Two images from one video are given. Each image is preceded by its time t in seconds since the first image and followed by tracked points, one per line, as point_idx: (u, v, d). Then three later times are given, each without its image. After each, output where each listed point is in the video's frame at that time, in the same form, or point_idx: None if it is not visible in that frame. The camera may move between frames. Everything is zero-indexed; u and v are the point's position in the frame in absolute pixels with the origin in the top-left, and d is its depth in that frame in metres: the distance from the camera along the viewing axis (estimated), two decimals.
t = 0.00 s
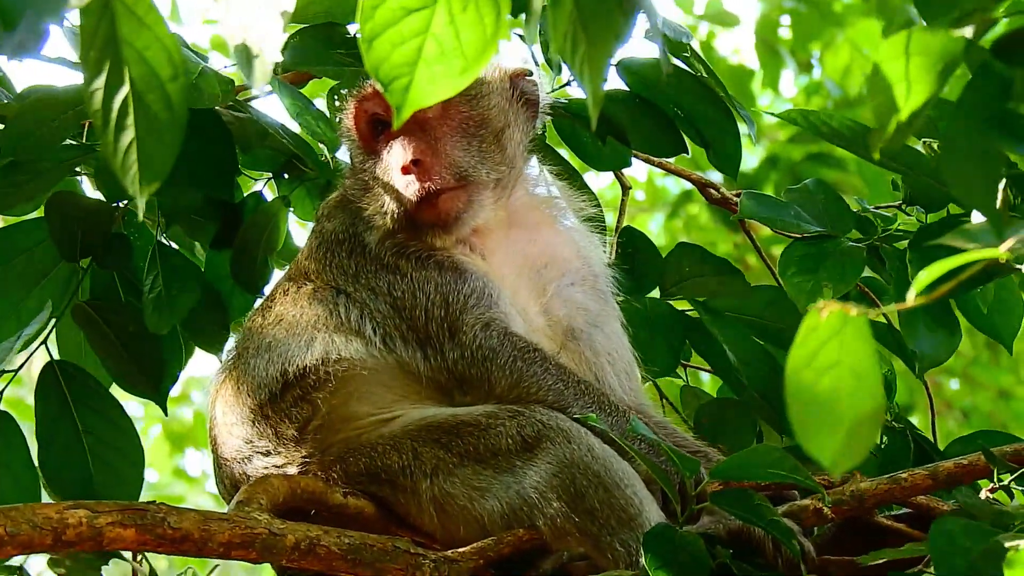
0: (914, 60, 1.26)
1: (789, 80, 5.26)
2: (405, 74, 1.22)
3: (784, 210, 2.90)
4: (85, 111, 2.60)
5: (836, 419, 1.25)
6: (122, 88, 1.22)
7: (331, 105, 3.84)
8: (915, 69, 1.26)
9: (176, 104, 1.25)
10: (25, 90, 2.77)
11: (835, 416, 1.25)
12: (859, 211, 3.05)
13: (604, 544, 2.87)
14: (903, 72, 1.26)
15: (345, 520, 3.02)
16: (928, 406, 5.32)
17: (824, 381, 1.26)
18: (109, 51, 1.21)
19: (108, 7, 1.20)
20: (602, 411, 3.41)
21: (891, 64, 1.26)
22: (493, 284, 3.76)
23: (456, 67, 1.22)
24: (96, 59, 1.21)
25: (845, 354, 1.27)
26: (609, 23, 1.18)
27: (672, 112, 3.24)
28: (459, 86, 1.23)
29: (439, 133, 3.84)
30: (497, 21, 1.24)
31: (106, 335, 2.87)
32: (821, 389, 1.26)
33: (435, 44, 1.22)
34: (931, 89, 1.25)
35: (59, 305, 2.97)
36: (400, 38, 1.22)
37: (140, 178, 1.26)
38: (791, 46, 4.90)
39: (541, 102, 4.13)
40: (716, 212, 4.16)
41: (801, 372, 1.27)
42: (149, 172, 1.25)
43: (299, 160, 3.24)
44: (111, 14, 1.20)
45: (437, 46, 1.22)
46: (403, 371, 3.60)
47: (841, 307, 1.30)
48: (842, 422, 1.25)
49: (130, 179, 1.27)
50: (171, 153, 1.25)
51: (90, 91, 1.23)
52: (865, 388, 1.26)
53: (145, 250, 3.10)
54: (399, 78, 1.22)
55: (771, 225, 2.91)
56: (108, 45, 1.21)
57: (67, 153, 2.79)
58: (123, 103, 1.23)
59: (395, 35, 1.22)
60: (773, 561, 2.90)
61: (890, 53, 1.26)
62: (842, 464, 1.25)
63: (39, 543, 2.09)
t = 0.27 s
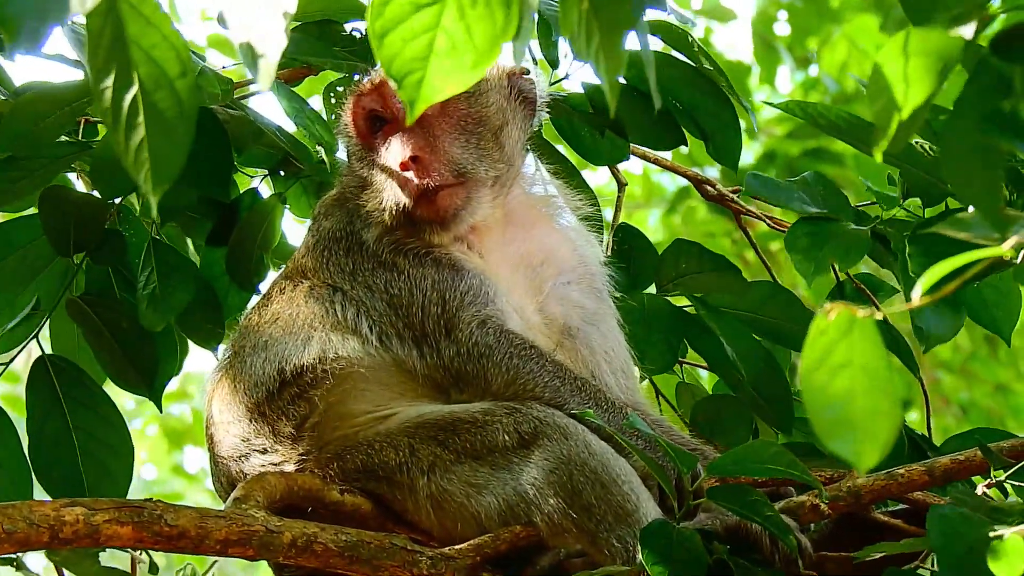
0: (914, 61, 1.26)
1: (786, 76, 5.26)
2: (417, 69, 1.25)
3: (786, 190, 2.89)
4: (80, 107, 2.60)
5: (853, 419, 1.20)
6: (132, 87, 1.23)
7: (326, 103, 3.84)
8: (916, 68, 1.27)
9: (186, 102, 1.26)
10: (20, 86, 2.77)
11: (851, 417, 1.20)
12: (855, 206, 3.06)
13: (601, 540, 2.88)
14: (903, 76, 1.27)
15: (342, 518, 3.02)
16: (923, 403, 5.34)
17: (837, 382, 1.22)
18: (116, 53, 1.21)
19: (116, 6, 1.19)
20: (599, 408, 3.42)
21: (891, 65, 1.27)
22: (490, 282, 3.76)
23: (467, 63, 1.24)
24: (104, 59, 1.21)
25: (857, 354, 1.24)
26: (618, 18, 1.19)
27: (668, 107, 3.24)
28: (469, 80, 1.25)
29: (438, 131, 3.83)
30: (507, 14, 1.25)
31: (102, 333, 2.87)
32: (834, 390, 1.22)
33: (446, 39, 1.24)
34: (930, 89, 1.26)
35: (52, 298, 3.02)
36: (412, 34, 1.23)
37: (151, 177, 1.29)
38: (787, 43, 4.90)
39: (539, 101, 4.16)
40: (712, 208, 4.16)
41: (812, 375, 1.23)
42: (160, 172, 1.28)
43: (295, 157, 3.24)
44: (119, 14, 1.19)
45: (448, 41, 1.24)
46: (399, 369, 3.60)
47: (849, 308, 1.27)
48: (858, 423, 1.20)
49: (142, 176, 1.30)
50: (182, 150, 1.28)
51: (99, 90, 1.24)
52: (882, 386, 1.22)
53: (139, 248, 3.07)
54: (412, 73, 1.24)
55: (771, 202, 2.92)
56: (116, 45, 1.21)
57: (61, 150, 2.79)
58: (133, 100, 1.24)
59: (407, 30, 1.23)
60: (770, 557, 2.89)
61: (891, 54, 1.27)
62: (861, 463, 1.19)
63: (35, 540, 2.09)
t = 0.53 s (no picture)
0: (913, 54, 1.24)
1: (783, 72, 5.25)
2: (413, 65, 1.23)
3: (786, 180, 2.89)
4: (77, 102, 2.59)
5: (849, 416, 1.19)
6: (134, 84, 1.26)
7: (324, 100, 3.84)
8: (915, 62, 1.24)
9: (189, 95, 1.28)
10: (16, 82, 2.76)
11: (845, 413, 1.18)
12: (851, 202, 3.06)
13: (596, 537, 2.88)
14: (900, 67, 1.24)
15: (337, 515, 3.02)
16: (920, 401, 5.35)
17: (832, 378, 1.22)
18: (119, 48, 1.25)
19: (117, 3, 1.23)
20: (595, 405, 3.42)
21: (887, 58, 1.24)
22: (486, 279, 3.76)
23: (465, 58, 1.23)
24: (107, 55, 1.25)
25: (854, 349, 1.24)
26: (614, 8, 1.18)
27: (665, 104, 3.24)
28: (465, 74, 1.24)
29: (436, 128, 3.87)
30: (504, 8, 1.25)
31: (98, 329, 2.87)
32: (831, 386, 1.21)
33: (443, 34, 1.23)
34: (928, 83, 1.23)
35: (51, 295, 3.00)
36: (409, 30, 1.23)
37: (155, 173, 1.29)
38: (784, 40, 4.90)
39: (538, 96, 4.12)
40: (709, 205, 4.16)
41: (808, 368, 1.22)
42: (165, 168, 1.29)
43: (291, 153, 3.24)
44: (120, 10, 1.24)
45: (444, 36, 1.23)
46: (395, 366, 3.61)
47: (846, 301, 1.27)
48: (853, 420, 1.18)
49: (146, 173, 1.30)
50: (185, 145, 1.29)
51: (104, 87, 1.27)
52: (878, 385, 1.21)
53: (137, 244, 3.11)
54: (407, 68, 1.23)
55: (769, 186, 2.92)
56: (120, 41, 1.25)
57: (58, 145, 2.79)
58: (136, 98, 1.27)
59: (403, 25, 1.23)
60: (765, 554, 2.89)
61: (888, 47, 1.25)
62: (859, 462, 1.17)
63: (30, 537, 2.08)
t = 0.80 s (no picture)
0: (908, 51, 1.26)
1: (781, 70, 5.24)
2: (401, 62, 1.25)
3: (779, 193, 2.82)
4: (75, 103, 2.59)
5: (832, 414, 1.22)
6: (132, 80, 1.23)
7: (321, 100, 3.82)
8: (909, 59, 1.26)
9: (185, 92, 1.23)
10: (14, 82, 2.76)
11: (828, 410, 1.22)
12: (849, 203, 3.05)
13: (593, 537, 2.88)
14: (896, 65, 1.26)
15: (334, 514, 3.02)
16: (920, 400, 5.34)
17: (818, 374, 1.23)
18: (117, 42, 1.24)
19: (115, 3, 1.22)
20: (593, 405, 3.41)
21: (883, 55, 1.26)
22: (485, 279, 3.76)
23: (452, 55, 1.25)
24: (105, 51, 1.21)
25: (841, 346, 1.24)
26: (602, 6, 1.18)
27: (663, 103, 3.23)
28: (453, 72, 1.26)
29: (438, 126, 3.88)
30: (494, 7, 1.26)
31: (96, 328, 2.87)
32: (816, 384, 1.22)
33: (432, 32, 1.25)
34: (924, 80, 1.25)
35: (47, 296, 2.96)
36: (398, 28, 1.24)
37: (153, 171, 1.25)
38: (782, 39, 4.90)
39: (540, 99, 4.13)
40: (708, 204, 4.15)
41: (794, 369, 1.23)
42: (164, 164, 1.24)
43: (289, 152, 3.23)
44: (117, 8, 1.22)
45: (433, 35, 1.25)
46: (393, 365, 3.61)
47: (836, 297, 1.26)
48: (835, 416, 1.22)
49: (144, 170, 1.25)
50: (180, 147, 1.24)
51: (102, 86, 1.24)
52: (861, 382, 1.22)
53: (135, 244, 3.11)
54: (396, 66, 1.25)
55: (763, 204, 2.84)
56: (118, 36, 1.24)
57: (56, 145, 2.78)
58: (134, 93, 1.24)
59: (393, 22, 1.24)
60: (762, 554, 2.89)
61: (883, 44, 1.26)
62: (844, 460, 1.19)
63: (28, 536, 2.09)
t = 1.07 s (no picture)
0: (903, 51, 1.25)
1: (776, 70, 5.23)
2: (413, 64, 1.26)
3: (772, 203, 2.86)
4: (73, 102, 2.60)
5: (824, 408, 1.24)
6: (129, 81, 1.22)
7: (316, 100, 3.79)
8: (904, 61, 1.25)
9: (183, 94, 1.24)
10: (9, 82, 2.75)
11: (822, 404, 1.24)
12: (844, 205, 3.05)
13: (590, 537, 2.88)
14: (890, 63, 1.25)
15: (331, 514, 3.01)
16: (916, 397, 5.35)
17: (812, 370, 1.25)
18: (112, 45, 1.21)
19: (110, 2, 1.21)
20: (590, 405, 3.42)
21: (876, 54, 1.25)
22: (484, 278, 3.76)
23: (465, 56, 1.27)
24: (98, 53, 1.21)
25: (836, 342, 1.26)
26: (612, 6, 1.17)
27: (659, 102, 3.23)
28: (464, 73, 1.28)
29: (443, 122, 3.87)
30: (503, 9, 1.28)
31: (91, 328, 2.87)
32: (808, 379, 1.25)
33: (444, 33, 1.27)
34: (918, 80, 1.24)
35: (43, 297, 2.95)
36: (410, 28, 1.26)
37: (149, 171, 1.25)
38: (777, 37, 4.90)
39: (542, 101, 4.10)
40: (704, 204, 4.14)
41: (789, 363, 1.26)
42: (160, 164, 1.24)
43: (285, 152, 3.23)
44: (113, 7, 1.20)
45: (445, 35, 1.27)
46: (391, 365, 3.61)
47: (832, 293, 1.29)
48: (829, 411, 1.24)
49: (141, 171, 1.26)
50: (177, 150, 1.24)
51: (96, 84, 1.22)
52: (853, 380, 1.25)
53: (131, 244, 3.10)
54: (408, 67, 1.26)
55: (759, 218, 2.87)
56: (111, 37, 1.20)
57: (52, 145, 2.77)
58: (130, 93, 1.23)
59: (405, 23, 1.26)
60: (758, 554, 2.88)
61: (876, 42, 1.25)
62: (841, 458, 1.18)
63: (25, 537, 2.09)
